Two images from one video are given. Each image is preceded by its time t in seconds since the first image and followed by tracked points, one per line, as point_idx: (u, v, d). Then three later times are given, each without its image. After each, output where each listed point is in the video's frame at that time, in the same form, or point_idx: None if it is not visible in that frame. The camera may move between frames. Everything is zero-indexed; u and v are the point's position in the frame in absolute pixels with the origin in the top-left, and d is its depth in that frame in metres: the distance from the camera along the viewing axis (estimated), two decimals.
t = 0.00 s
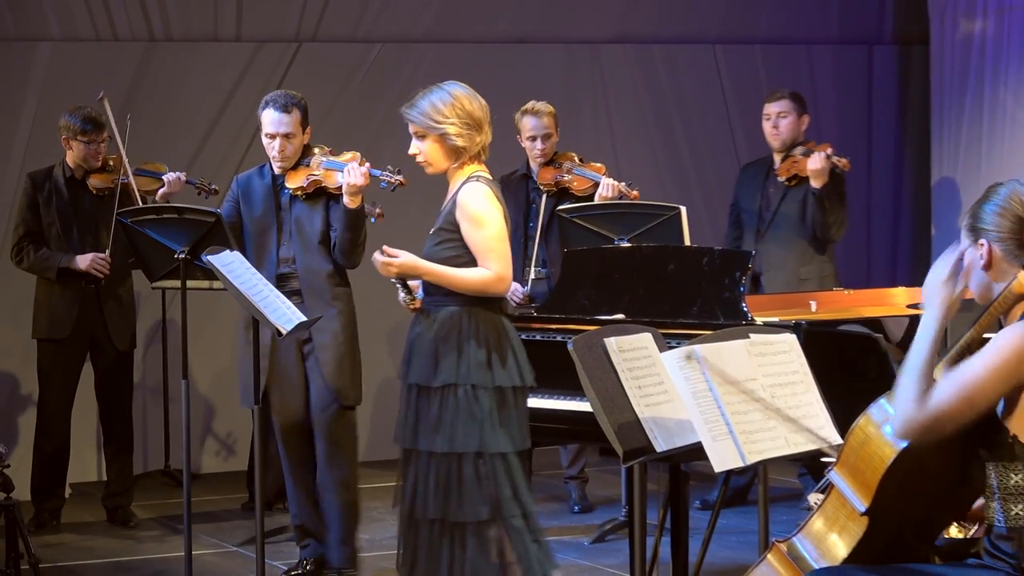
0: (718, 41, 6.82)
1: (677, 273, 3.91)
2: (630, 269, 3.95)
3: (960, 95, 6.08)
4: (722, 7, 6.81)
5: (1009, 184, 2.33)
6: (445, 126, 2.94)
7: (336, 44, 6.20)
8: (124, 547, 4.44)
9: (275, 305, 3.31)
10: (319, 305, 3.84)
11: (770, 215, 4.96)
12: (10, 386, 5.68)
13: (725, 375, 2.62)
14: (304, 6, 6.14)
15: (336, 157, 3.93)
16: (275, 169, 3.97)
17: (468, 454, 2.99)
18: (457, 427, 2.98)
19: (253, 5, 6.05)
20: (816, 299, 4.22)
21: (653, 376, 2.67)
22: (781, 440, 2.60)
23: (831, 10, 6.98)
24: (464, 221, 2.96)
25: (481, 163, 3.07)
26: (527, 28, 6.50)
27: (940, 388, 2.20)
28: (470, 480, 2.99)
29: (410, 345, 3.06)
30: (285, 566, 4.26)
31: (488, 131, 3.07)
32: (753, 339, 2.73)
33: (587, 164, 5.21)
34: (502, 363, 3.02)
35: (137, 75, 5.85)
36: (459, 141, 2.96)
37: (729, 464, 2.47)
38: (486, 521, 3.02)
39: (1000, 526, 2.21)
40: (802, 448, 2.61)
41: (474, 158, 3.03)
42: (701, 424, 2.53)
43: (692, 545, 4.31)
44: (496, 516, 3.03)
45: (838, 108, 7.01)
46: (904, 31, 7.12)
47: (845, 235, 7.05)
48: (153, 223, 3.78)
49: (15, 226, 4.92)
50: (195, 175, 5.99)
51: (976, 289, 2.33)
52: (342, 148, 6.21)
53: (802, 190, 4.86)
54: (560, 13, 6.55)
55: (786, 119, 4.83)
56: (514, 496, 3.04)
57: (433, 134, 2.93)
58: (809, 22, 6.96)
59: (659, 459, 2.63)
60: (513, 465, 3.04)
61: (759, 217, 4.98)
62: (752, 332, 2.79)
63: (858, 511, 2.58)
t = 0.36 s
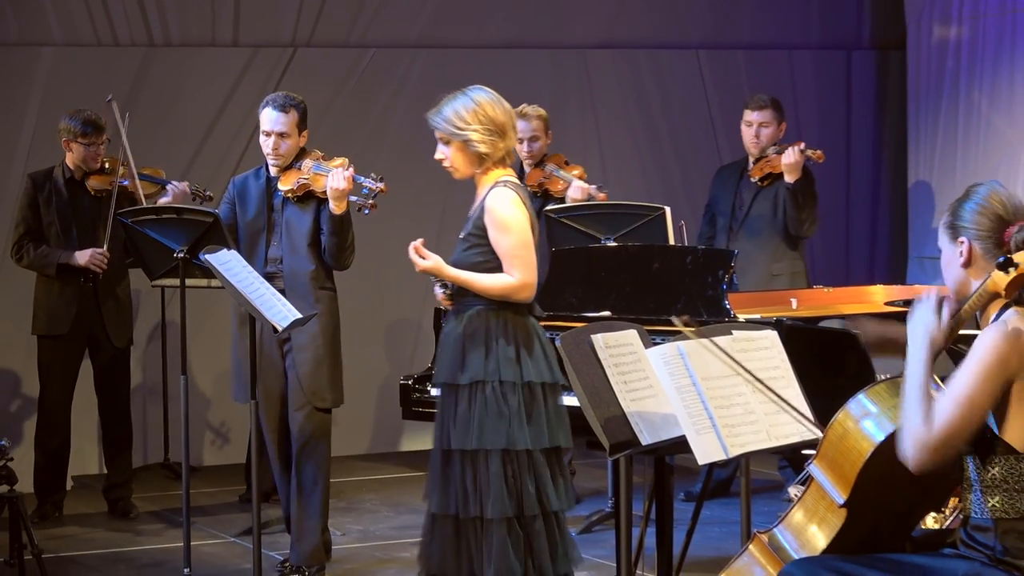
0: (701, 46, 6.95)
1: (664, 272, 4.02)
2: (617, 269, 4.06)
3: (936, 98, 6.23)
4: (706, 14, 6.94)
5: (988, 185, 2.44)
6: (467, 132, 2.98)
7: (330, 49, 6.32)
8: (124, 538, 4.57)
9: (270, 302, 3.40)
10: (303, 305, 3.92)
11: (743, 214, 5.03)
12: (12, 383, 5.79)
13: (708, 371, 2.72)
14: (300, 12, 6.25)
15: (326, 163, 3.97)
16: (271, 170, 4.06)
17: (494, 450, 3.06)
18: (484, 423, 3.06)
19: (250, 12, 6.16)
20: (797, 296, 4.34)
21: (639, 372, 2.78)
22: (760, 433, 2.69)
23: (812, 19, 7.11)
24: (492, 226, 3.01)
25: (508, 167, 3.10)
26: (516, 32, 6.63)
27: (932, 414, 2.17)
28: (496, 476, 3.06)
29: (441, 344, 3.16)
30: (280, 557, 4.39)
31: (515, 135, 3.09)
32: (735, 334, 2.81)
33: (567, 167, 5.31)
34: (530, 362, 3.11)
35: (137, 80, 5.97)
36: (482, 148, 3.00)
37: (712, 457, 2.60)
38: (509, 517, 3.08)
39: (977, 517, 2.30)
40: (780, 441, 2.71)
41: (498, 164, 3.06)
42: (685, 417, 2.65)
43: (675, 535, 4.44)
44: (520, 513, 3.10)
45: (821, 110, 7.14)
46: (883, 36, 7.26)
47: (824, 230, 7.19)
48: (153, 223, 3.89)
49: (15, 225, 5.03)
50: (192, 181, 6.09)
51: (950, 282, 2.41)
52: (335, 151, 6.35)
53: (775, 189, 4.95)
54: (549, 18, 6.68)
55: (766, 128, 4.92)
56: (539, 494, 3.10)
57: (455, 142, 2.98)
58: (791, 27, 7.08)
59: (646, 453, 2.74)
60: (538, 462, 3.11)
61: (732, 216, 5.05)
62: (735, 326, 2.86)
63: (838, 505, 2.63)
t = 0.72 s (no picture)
0: (693, 49, 7.21)
1: (653, 268, 4.16)
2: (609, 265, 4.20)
3: (918, 98, 6.59)
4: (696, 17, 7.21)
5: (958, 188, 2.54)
6: (495, 131, 2.91)
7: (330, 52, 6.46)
8: (132, 527, 4.72)
9: (273, 299, 3.45)
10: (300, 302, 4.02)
11: (729, 213, 5.15)
12: (23, 380, 5.91)
13: (698, 364, 2.78)
14: (302, 14, 6.39)
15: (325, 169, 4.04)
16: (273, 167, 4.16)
17: (504, 446, 3.04)
18: (497, 420, 3.05)
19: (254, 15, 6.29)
20: (783, 292, 4.47)
21: (631, 366, 2.79)
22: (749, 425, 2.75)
23: (798, 22, 7.41)
24: (506, 223, 2.94)
25: (536, 168, 3.03)
26: (510, 37, 6.80)
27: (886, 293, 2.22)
28: (505, 472, 3.03)
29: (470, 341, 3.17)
30: (282, 546, 4.53)
31: (547, 138, 3.00)
32: (723, 330, 2.90)
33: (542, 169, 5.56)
34: (547, 361, 3.07)
35: (144, 81, 6.08)
36: (507, 147, 2.92)
37: (702, 448, 2.64)
38: (517, 514, 3.05)
39: (959, 505, 2.21)
40: (766, 433, 2.78)
41: (523, 164, 2.99)
42: (676, 409, 2.70)
43: (666, 524, 4.56)
44: (529, 509, 3.06)
45: (806, 112, 7.44)
46: (866, 41, 7.59)
47: (810, 228, 7.47)
48: (158, 222, 4.03)
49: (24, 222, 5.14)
50: (196, 181, 6.21)
51: (934, 286, 2.54)
52: (335, 151, 6.48)
53: (762, 189, 5.07)
54: (543, 22, 6.86)
55: (753, 130, 5.06)
56: (550, 493, 3.06)
57: (480, 139, 2.91)
58: (777, 33, 7.39)
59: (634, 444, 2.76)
60: (550, 461, 3.07)
61: (718, 214, 5.17)
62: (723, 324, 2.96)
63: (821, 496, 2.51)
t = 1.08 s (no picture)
0: (686, 52, 7.34)
1: (648, 264, 4.29)
2: (606, 262, 4.32)
3: (905, 99, 6.74)
4: (690, 20, 7.34)
5: (947, 188, 2.49)
6: (513, 129, 2.95)
7: (332, 54, 6.58)
8: (141, 516, 4.88)
9: (278, 294, 3.52)
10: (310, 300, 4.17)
11: (722, 212, 5.27)
12: (34, 375, 6.04)
13: (690, 358, 2.83)
14: (306, 18, 6.52)
15: (336, 175, 4.18)
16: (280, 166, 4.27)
17: (511, 437, 3.13)
18: (505, 412, 3.15)
19: (259, 18, 6.43)
20: (774, 288, 4.59)
21: (626, 359, 2.86)
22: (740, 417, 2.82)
23: (789, 23, 7.54)
24: (521, 218, 2.98)
25: (554, 168, 3.07)
26: (508, 39, 6.93)
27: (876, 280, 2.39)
28: (513, 462, 3.13)
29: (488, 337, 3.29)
30: (286, 533, 4.68)
31: (566, 140, 3.04)
32: (716, 324, 2.97)
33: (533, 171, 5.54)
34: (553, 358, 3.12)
35: (151, 84, 6.20)
36: (523, 146, 2.98)
37: (694, 440, 2.69)
38: (526, 504, 3.13)
39: (945, 494, 2.34)
40: (755, 424, 2.84)
41: (541, 164, 3.03)
42: (669, 402, 2.75)
43: (660, 513, 4.69)
44: (538, 499, 3.12)
45: (796, 113, 7.58)
46: (855, 44, 7.72)
47: (799, 224, 7.62)
48: (165, 219, 4.13)
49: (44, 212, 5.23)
50: (201, 181, 6.33)
51: (919, 280, 2.45)
52: (336, 151, 6.60)
53: (754, 188, 5.20)
54: (542, 24, 7.00)
55: (743, 128, 5.14)
56: (558, 484, 3.11)
57: (497, 136, 2.95)
58: (769, 36, 7.52)
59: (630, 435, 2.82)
60: (557, 453, 3.11)
61: (712, 212, 5.30)
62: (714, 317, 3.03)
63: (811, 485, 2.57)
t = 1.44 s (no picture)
0: (673, 54, 7.47)
1: (636, 261, 4.41)
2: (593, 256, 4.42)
3: (885, 102, 6.91)
4: (677, 23, 7.47)
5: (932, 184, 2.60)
6: (524, 127, 3.07)
7: (330, 56, 6.73)
8: (144, 505, 5.02)
9: (276, 289, 3.64)
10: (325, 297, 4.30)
11: (711, 211, 5.41)
12: (40, 367, 6.24)
13: (676, 351, 2.80)
14: (303, 20, 6.67)
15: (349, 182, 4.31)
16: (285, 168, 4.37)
17: (505, 426, 3.30)
18: (500, 401, 3.31)
19: (257, 21, 6.58)
20: (758, 283, 4.71)
21: (614, 352, 2.87)
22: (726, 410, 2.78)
23: (772, 26, 7.66)
24: (526, 211, 3.09)
25: (568, 167, 3.17)
26: (502, 41, 7.07)
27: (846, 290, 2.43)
28: (502, 451, 3.30)
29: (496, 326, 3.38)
30: (284, 521, 4.83)
31: (578, 142, 3.15)
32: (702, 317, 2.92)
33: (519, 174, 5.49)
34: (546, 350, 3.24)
35: (152, 85, 6.37)
36: (533, 144, 3.10)
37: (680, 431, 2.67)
38: (512, 491, 3.31)
39: (925, 484, 2.40)
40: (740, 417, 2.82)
41: (553, 162, 3.14)
42: (655, 394, 2.74)
43: (648, 501, 4.83)
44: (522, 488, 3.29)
45: (783, 114, 7.71)
46: (838, 45, 7.84)
47: (783, 223, 7.75)
48: (167, 216, 4.26)
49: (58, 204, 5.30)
50: (201, 180, 6.50)
51: (900, 275, 2.65)
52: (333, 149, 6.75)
53: (740, 188, 5.32)
54: (535, 27, 7.14)
55: (728, 125, 5.27)
56: (542, 475, 3.24)
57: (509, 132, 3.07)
58: (754, 38, 7.65)
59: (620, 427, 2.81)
60: (543, 445, 3.24)
61: (701, 210, 5.44)
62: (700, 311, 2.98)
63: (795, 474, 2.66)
